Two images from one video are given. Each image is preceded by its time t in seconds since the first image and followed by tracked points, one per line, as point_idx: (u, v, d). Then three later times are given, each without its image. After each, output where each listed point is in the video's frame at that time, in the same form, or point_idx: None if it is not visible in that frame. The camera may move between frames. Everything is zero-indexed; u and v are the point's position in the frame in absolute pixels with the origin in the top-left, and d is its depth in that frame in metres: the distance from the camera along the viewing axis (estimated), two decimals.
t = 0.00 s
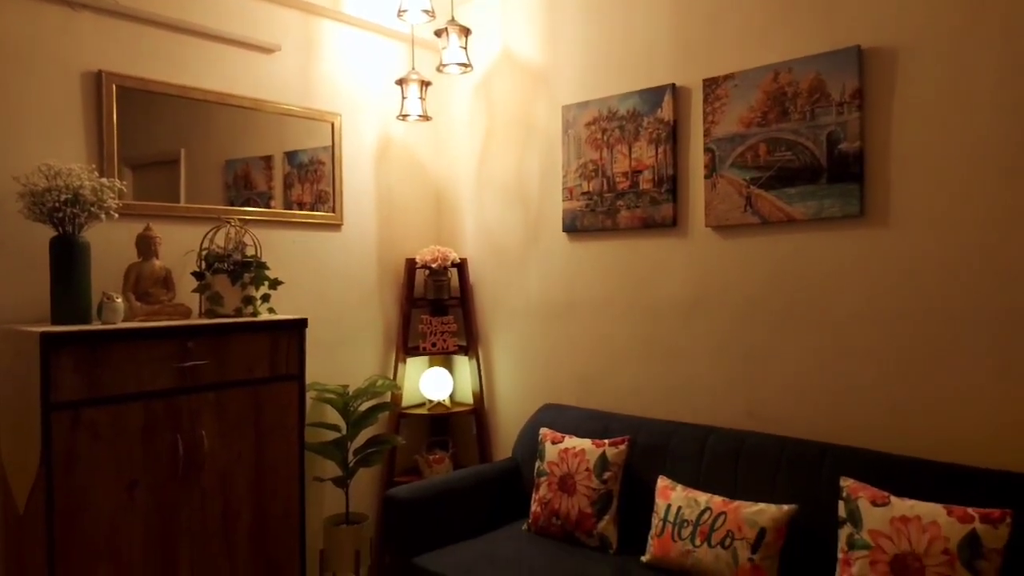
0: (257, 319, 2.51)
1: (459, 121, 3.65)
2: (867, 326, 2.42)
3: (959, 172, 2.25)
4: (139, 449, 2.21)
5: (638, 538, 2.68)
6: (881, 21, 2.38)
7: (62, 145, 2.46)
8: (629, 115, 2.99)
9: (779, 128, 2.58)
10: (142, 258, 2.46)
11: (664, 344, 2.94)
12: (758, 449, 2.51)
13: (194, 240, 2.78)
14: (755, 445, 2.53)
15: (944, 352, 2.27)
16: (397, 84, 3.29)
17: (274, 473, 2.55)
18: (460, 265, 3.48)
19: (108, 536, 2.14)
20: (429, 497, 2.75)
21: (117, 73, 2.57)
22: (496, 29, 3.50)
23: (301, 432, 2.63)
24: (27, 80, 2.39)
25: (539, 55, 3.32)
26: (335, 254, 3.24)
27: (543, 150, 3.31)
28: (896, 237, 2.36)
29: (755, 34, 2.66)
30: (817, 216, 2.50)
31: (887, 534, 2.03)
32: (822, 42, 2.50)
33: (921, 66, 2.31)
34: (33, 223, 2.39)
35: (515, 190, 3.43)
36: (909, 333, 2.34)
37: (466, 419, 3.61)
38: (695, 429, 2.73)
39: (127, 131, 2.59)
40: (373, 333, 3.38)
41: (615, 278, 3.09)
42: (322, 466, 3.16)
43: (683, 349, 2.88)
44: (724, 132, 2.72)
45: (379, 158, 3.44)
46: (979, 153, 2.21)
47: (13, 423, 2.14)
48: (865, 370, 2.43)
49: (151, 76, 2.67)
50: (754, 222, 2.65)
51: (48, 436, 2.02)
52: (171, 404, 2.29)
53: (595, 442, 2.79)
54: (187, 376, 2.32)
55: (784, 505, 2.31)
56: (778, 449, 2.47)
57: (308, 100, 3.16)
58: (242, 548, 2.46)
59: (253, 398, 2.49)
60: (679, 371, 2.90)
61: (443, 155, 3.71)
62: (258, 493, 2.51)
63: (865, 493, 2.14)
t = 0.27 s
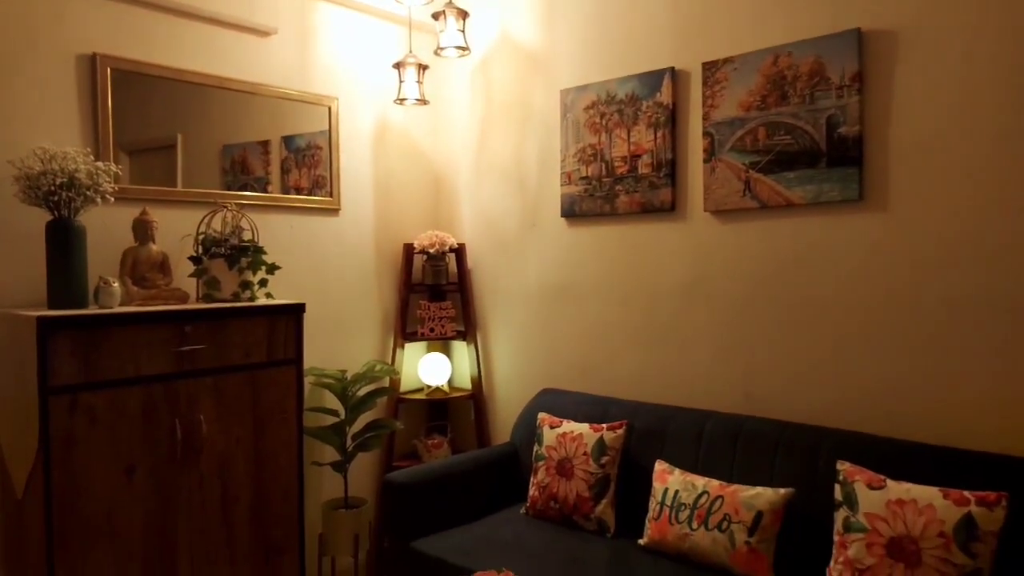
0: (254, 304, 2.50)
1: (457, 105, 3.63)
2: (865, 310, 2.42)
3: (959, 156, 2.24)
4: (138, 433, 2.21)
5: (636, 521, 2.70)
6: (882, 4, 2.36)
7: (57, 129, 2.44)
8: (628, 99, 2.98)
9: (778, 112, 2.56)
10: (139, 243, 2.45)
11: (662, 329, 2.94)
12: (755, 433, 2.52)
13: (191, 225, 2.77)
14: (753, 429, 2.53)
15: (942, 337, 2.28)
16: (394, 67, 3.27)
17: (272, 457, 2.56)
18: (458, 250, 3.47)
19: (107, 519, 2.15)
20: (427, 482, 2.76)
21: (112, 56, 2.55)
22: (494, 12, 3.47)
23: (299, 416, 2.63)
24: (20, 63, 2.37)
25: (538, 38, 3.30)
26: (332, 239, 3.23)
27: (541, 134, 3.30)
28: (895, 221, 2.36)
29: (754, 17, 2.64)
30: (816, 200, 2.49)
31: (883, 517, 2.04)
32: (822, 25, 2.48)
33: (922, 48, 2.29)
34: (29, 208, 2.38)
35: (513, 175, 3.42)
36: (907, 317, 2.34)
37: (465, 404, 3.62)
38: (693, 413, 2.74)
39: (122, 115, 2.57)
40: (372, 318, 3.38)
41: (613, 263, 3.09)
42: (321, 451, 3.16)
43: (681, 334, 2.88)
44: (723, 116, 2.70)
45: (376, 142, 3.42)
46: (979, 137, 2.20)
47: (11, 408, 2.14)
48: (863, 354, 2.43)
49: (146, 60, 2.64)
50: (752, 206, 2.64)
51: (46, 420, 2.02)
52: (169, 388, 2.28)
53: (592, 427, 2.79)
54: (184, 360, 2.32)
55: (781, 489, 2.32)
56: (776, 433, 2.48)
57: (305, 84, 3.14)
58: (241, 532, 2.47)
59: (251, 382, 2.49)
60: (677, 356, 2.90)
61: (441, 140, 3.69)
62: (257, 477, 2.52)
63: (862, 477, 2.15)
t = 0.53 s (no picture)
0: (251, 286, 2.50)
1: (453, 86, 3.60)
2: (862, 291, 2.43)
3: (957, 135, 2.23)
4: (135, 415, 2.22)
5: (633, 501, 2.72)
6: None
7: (50, 111, 2.42)
8: (625, 79, 2.96)
9: (777, 92, 2.55)
10: (134, 225, 2.44)
11: (659, 310, 2.94)
12: (752, 413, 2.53)
13: (187, 207, 2.76)
14: (749, 409, 2.54)
15: (939, 316, 2.28)
16: (389, 47, 3.24)
17: (271, 438, 2.56)
18: (455, 232, 3.47)
19: (106, 500, 2.15)
20: (425, 463, 2.77)
21: (104, 37, 2.52)
22: None
23: (297, 398, 2.63)
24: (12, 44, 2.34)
25: (534, 18, 3.27)
26: (329, 222, 3.22)
27: (538, 115, 3.28)
28: (892, 201, 2.35)
29: None
30: (814, 180, 2.49)
31: (878, 495, 2.06)
32: (821, 3, 2.46)
33: (921, 27, 2.28)
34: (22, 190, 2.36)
35: (510, 156, 3.40)
36: (904, 297, 2.35)
37: (462, 386, 3.63)
38: (689, 394, 2.74)
39: (115, 97, 2.55)
40: (369, 300, 3.38)
41: (611, 244, 3.09)
42: (319, 432, 3.17)
43: (679, 315, 2.89)
44: (721, 96, 2.69)
45: (372, 124, 3.40)
46: (977, 116, 2.20)
47: (8, 391, 2.14)
48: (859, 333, 2.44)
49: (139, 40, 2.62)
50: (750, 187, 2.64)
51: (44, 402, 2.02)
52: (165, 370, 2.28)
53: (589, 408, 2.80)
54: (181, 342, 2.32)
55: (777, 468, 2.34)
56: (772, 413, 2.49)
57: (300, 65, 3.11)
58: (240, 513, 2.48)
59: (248, 364, 2.49)
60: (674, 337, 2.91)
61: (437, 121, 3.67)
62: (255, 458, 2.52)
63: (857, 455, 2.17)
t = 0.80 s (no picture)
0: (247, 268, 2.49)
1: (450, 67, 3.58)
2: (859, 273, 2.43)
3: (956, 116, 2.22)
4: (132, 397, 2.22)
5: (629, 483, 2.73)
6: None
7: (43, 92, 2.40)
8: (623, 61, 2.94)
9: (775, 73, 2.53)
10: (129, 207, 2.44)
11: (656, 293, 2.94)
12: (748, 396, 2.54)
13: (182, 190, 2.75)
14: (746, 391, 2.55)
15: (936, 298, 2.28)
16: (385, 28, 3.22)
17: (268, 421, 2.57)
18: (452, 216, 3.46)
19: (104, 482, 2.16)
20: (424, 446, 2.78)
21: (97, 17, 2.49)
22: None
23: (295, 381, 2.63)
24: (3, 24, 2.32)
25: None
26: (325, 205, 3.21)
27: (535, 97, 3.26)
28: (891, 183, 2.35)
29: None
30: (812, 162, 2.48)
31: (873, 476, 2.07)
32: None
33: (921, 6, 2.26)
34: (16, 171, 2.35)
35: (507, 139, 3.39)
36: (901, 280, 2.34)
37: (460, 370, 3.63)
38: (686, 376, 2.75)
39: (109, 78, 2.53)
40: (366, 284, 3.37)
41: (608, 227, 3.08)
42: (317, 415, 3.18)
43: (676, 298, 2.88)
44: (719, 77, 2.67)
45: (368, 106, 3.38)
46: (976, 97, 2.19)
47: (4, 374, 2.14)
48: (856, 316, 2.44)
49: (132, 20, 2.59)
50: (748, 169, 2.63)
51: (40, 384, 2.02)
52: (162, 353, 2.28)
53: (586, 390, 2.81)
54: (177, 325, 2.32)
55: (773, 449, 2.35)
56: (768, 395, 2.50)
57: (295, 46, 3.08)
58: (238, 494, 2.49)
59: (245, 347, 2.49)
60: (671, 320, 2.91)
61: (434, 104, 3.64)
62: (253, 441, 2.53)
63: (853, 437, 2.18)
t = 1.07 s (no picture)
0: (249, 252, 2.49)
1: (452, 50, 3.55)
2: (863, 257, 2.42)
3: (962, 99, 2.21)
4: (136, 381, 2.22)
5: (632, 467, 2.74)
6: None
7: (43, 75, 2.39)
8: (626, 43, 2.92)
9: (779, 55, 2.52)
10: (131, 191, 2.44)
11: (659, 278, 2.94)
12: (751, 380, 2.54)
13: (184, 174, 2.74)
14: (748, 375, 2.55)
15: (940, 282, 2.28)
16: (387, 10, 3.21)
17: (271, 404, 2.58)
18: (455, 200, 3.45)
19: (108, 465, 2.17)
20: (427, 430, 2.79)
21: None
22: None
23: (298, 365, 2.64)
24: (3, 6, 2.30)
25: None
26: (327, 189, 3.20)
27: (537, 80, 3.24)
28: (895, 166, 2.33)
29: None
30: (816, 146, 2.47)
31: (875, 459, 2.07)
32: None
33: None
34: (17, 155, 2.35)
35: (510, 123, 3.37)
36: (905, 264, 2.34)
37: (463, 355, 3.64)
38: (689, 361, 2.75)
39: (109, 61, 2.52)
40: (368, 269, 3.37)
41: (611, 211, 3.07)
42: (320, 400, 3.19)
43: (679, 283, 2.88)
44: (723, 60, 2.65)
45: (370, 90, 3.36)
46: (982, 79, 2.17)
47: (9, 357, 2.15)
48: (859, 300, 2.43)
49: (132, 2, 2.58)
50: (752, 153, 2.62)
51: (44, 367, 2.03)
52: (166, 336, 2.29)
53: (589, 374, 2.81)
54: (181, 309, 2.32)
55: (775, 433, 2.35)
56: (771, 379, 2.50)
57: (296, 29, 3.07)
58: (242, 477, 2.50)
59: (248, 331, 2.49)
60: (674, 305, 2.90)
61: (436, 87, 3.62)
62: (257, 424, 2.54)
63: (855, 421, 2.18)
